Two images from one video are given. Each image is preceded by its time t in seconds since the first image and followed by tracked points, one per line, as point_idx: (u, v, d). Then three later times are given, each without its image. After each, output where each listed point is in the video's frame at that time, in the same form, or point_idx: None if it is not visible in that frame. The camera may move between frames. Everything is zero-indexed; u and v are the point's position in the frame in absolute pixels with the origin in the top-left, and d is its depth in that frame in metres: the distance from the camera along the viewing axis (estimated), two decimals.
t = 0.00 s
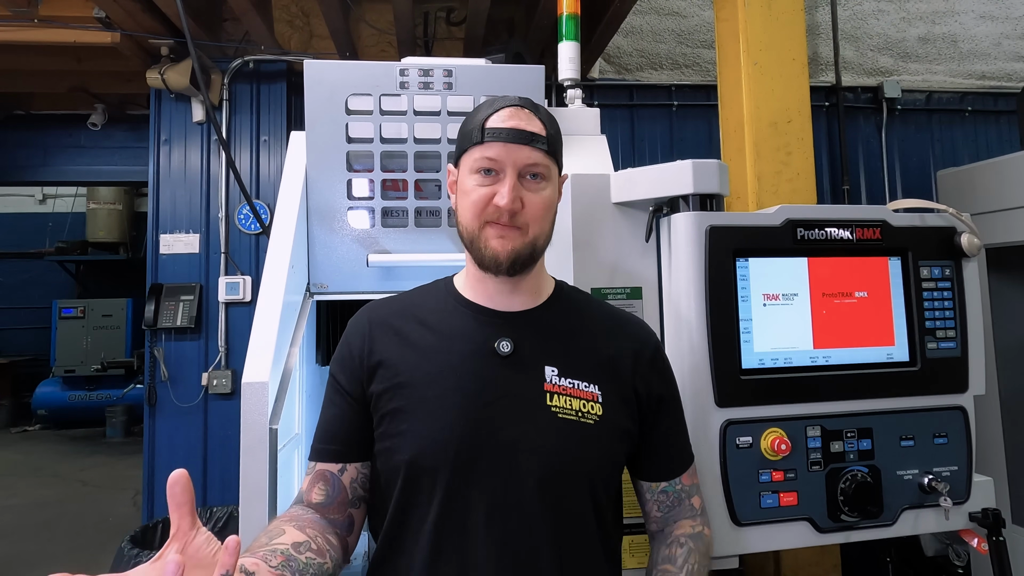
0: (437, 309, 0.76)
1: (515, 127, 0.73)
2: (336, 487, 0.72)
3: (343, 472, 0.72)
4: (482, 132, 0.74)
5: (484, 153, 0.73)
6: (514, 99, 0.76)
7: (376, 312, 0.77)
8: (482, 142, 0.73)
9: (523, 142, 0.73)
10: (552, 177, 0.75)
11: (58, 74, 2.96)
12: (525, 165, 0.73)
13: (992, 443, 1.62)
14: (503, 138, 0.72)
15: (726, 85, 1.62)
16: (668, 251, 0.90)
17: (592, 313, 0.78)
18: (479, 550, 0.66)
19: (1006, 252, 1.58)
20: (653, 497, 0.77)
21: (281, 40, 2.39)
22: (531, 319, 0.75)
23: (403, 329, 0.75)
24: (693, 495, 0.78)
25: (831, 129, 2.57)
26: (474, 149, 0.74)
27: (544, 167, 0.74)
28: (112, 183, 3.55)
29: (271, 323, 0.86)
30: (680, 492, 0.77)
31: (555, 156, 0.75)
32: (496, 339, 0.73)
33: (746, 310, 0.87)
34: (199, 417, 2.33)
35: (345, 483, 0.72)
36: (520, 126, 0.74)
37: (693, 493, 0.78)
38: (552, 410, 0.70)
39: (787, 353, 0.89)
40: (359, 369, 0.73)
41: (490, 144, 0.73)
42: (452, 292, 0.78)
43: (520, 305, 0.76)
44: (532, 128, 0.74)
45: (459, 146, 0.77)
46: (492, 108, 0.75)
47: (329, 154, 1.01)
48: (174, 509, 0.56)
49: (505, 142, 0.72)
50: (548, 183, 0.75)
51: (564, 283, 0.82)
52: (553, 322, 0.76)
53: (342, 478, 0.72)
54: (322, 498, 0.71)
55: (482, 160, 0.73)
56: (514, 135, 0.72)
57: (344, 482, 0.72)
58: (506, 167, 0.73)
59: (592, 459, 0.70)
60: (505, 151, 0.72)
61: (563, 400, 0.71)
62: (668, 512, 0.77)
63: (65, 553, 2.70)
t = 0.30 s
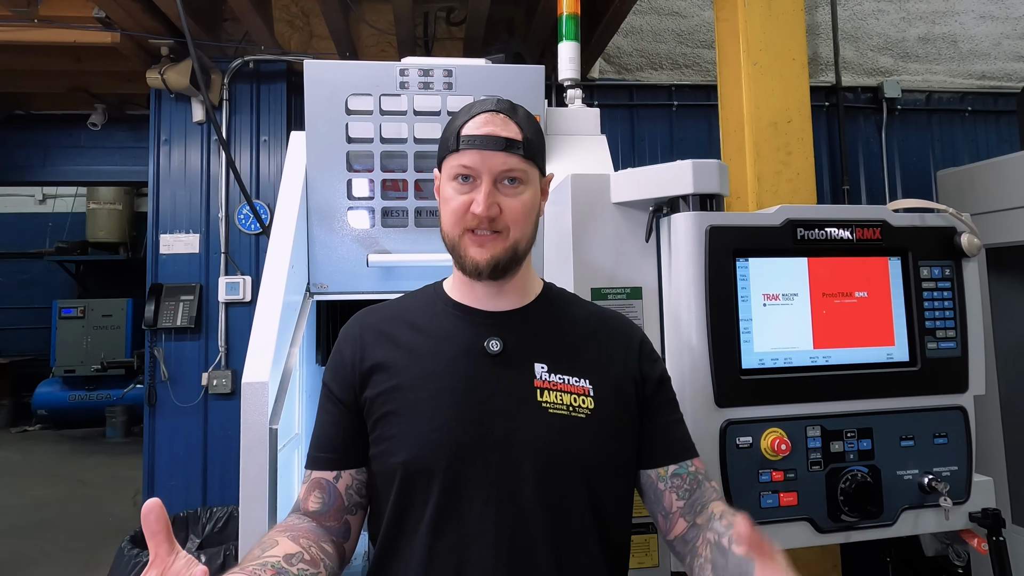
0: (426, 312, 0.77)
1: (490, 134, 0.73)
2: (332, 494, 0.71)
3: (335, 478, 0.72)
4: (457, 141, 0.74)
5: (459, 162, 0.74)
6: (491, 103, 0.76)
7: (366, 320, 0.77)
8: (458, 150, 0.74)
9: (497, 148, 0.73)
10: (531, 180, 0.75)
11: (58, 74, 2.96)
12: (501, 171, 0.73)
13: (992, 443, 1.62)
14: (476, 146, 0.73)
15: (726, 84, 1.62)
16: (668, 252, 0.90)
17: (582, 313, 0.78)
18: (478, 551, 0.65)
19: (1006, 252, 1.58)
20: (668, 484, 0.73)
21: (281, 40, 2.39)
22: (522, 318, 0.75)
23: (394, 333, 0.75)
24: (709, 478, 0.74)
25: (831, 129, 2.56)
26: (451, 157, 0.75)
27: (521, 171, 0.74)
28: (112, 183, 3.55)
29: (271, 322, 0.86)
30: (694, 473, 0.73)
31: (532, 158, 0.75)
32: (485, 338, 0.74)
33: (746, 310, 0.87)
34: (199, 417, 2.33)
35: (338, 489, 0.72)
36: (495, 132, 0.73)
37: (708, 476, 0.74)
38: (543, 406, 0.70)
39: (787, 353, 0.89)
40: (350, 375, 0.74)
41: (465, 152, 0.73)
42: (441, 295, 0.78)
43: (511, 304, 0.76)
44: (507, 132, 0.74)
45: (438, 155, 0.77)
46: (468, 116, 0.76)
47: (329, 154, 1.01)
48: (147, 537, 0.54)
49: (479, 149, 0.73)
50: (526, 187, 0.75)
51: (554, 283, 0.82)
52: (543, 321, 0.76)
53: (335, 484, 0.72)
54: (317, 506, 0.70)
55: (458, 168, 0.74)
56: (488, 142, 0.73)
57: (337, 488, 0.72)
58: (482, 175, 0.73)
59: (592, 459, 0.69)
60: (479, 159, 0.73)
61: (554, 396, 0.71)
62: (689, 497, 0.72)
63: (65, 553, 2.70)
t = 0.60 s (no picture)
0: (426, 315, 0.78)
1: (486, 123, 0.74)
2: (338, 504, 0.73)
3: (340, 489, 0.73)
4: (455, 133, 0.75)
5: (458, 153, 0.74)
6: (485, 98, 0.78)
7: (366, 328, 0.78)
8: (457, 142, 0.75)
9: (494, 137, 0.74)
10: (530, 169, 0.75)
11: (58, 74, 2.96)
12: (499, 159, 0.74)
13: (992, 443, 1.62)
14: (473, 136, 0.73)
15: (726, 84, 1.62)
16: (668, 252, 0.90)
17: (581, 314, 0.78)
18: (477, 552, 0.65)
19: (1006, 252, 1.58)
20: (669, 470, 0.71)
21: (281, 40, 2.38)
22: (524, 316, 0.75)
23: (393, 338, 0.76)
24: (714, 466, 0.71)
25: (831, 129, 2.56)
26: (449, 150, 0.76)
27: (520, 160, 0.74)
28: (112, 183, 3.54)
29: (271, 323, 0.86)
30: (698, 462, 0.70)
31: (529, 146, 0.75)
32: (482, 340, 0.74)
33: (746, 310, 0.87)
34: (199, 417, 2.33)
35: (344, 499, 0.73)
36: (493, 121, 0.75)
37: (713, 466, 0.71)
38: (542, 406, 0.70)
39: (787, 353, 0.89)
40: (349, 383, 0.75)
41: (463, 143, 0.74)
42: (441, 298, 0.79)
43: (512, 302, 0.76)
44: (502, 121, 0.75)
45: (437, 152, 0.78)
46: (464, 110, 0.77)
47: (329, 154, 1.01)
48: None
49: (478, 139, 0.73)
50: (526, 175, 0.75)
51: (556, 283, 0.82)
52: (544, 321, 0.76)
53: (340, 495, 0.73)
54: (326, 515, 0.72)
55: (457, 160, 0.74)
56: (485, 130, 0.74)
57: (343, 498, 0.73)
58: (481, 164, 0.73)
59: (595, 463, 0.69)
60: (477, 148, 0.73)
61: (554, 395, 0.71)
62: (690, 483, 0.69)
63: (65, 554, 2.70)
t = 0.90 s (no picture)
0: (426, 317, 0.78)
1: (474, 119, 0.76)
2: (339, 501, 0.73)
3: (342, 486, 0.74)
4: (444, 132, 0.77)
5: (448, 151, 0.76)
6: (473, 98, 0.80)
7: (370, 329, 0.79)
8: (446, 140, 0.76)
9: (483, 131, 0.75)
10: (521, 162, 0.77)
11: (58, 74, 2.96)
12: (489, 154, 0.75)
13: (991, 443, 1.62)
14: (462, 132, 0.75)
15: (726, 85, 1.62)
16: (668, 252, 0.90)
17: (584, 317, 0.78)
18: (476, 554, 0.65)
19: (1006, 252, 1.58)
20: (673, 494, 0.71)
21: (281, 40, 2.37)
22: (525, 318, 0.76)
23: (394, 340, 0.76)
24: (717, 493, 0.72)
25: (831, 129, 2.56)
26: (440, 150, 0.77)
27: (510, 153, 0.76)
28: (112, 183, 3.54)
29: (271, 322, 0.86)
30: (702, 486, 0.71)
31: (519, 139, 0.77)
32: (480, 342, 0.74)
33: (746, 310, 0.87)
34: (199, 417, 2.33)
35: (346, 496, 0.74)
36: (480, 116, 0.76)
37: (716, 491, 0.72)
38: (537, 411, 0.70)
39: (787, 353, 0.89)
40: (351, 383, 0.75)
41: (452, 141, 0.76)
42: (442, 300, 0.79)
43: (511, 304, 0.76)
44: (490, 116, 0.76)
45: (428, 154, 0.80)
46: (452, 111, 0.79)
47: (329, 154, 1.01)
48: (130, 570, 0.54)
49: (466, 134, 0.75)
50: (517, 168, 0.76)
51: (557, 284, 0.82)
52: (544, 323, 0.76)
53: (343, 492, 0.74)
54: (327, 513, 0.72)
55: (448, 158, 0.76)
56: (473, 125, 0.75)
57: (345, 495, 0.74)
58: (471, 160, 0.75)
59: (592, 466, 0.68)
60: (466, 144, 0.75)
61: (550, 400, 0.71)
62: (694, 508, 0.70)
63: (66, 554, 2.70)
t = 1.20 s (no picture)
0: (427, 318, 0.78)
1: (477, 115, 0.76)
2: (338, 505, 0.73)
3: (341, 488, 0.74)
4: (447, 128, 0.77)
5: (451, 147, 0.76)
6: (477, 94, 0.80)
7: (370, 329, 0.79)
8: (449, 136, 0.76)
9: (486, 128, 0.75)
10: (524, 159, 0.77)
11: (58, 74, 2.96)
12: (492, 150, 0.75)
13: (991, 443, 1.62)
14: (465, 128, 0.75)
15: (726, 84, 1.62)
16: (668, 252, 0.90)
17: (585, 318, 0.78)
18: (477, 555, 0.65)
19: (1006, 251, 1.58)
20: (679, 498, 0.71)
21: (280, 40, 2.37)
22: (526, 320, 0.76)
23: (395, 340, 0.76)
24: (722, 498, 0.72)
25: (830, 129, 2.56)
26: (443, 146, 0.77)
27: (513, 150, 0.76)
28: (112, 183, 3.55)
29: (271, 323, 0.86)
30: (707, 491, 0.72)
31: (522, 136, 0.77)
32: (482, 344, 0.74)
33: (746, 310, 0.87)
34: (199, 417, 2.33)
35: (345, 498, 0.74)
36: (483, 113, 0.76)
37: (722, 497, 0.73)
38: (541, 414, 0.70)
39: (787, 353, 0.89)
40: (351, 384, 0.75)
41: (455, 137, 0.76)
42: (443, 300, 0.79)
43: (513, 306, 0.76)
44: (494, 113, 0.76)
45: (431, 150, 0.80)
46: (456, 107, 0.79)
47: (329, 154, 1.01)
48: None
49: (469, 131, 0.75)
50: (520, 166, 0.76)
51: (558, 284, 0.82)
52: (546, 324, 0.76)
53: (342, 494, 0.74)
54: (326, 516, 0.73)
55: (450, 154, 0.76)
56: (477, 122, 0.75)
57: (344, 498, 0.74)
58: (473, 157, 0.75)
59: (593, 468, 0.68)
60: (469, 140, 0.75)
61: (553, 402, 0.71)
62: (699, 513, 0.70)
63: (66, 554, 2.70)
